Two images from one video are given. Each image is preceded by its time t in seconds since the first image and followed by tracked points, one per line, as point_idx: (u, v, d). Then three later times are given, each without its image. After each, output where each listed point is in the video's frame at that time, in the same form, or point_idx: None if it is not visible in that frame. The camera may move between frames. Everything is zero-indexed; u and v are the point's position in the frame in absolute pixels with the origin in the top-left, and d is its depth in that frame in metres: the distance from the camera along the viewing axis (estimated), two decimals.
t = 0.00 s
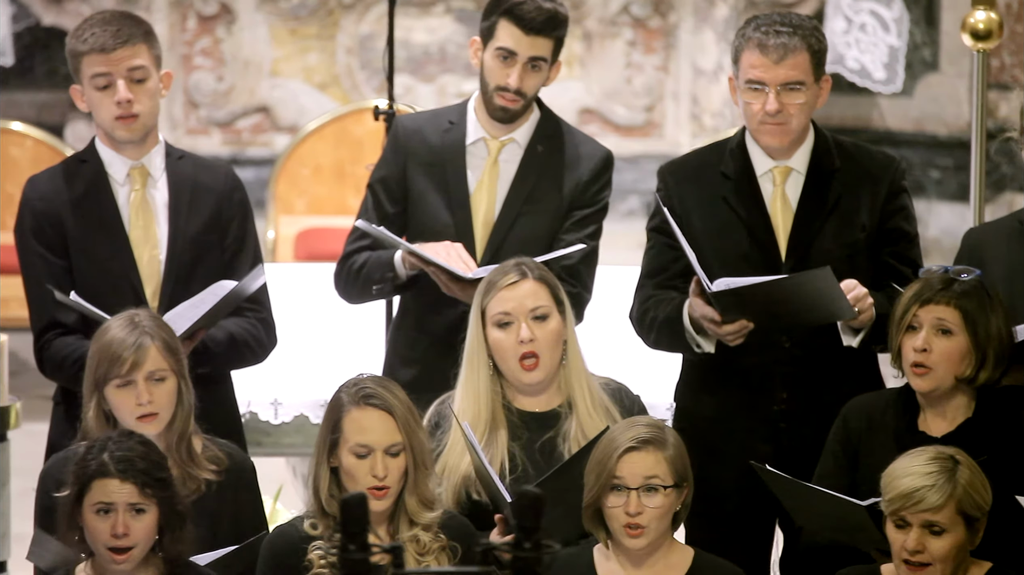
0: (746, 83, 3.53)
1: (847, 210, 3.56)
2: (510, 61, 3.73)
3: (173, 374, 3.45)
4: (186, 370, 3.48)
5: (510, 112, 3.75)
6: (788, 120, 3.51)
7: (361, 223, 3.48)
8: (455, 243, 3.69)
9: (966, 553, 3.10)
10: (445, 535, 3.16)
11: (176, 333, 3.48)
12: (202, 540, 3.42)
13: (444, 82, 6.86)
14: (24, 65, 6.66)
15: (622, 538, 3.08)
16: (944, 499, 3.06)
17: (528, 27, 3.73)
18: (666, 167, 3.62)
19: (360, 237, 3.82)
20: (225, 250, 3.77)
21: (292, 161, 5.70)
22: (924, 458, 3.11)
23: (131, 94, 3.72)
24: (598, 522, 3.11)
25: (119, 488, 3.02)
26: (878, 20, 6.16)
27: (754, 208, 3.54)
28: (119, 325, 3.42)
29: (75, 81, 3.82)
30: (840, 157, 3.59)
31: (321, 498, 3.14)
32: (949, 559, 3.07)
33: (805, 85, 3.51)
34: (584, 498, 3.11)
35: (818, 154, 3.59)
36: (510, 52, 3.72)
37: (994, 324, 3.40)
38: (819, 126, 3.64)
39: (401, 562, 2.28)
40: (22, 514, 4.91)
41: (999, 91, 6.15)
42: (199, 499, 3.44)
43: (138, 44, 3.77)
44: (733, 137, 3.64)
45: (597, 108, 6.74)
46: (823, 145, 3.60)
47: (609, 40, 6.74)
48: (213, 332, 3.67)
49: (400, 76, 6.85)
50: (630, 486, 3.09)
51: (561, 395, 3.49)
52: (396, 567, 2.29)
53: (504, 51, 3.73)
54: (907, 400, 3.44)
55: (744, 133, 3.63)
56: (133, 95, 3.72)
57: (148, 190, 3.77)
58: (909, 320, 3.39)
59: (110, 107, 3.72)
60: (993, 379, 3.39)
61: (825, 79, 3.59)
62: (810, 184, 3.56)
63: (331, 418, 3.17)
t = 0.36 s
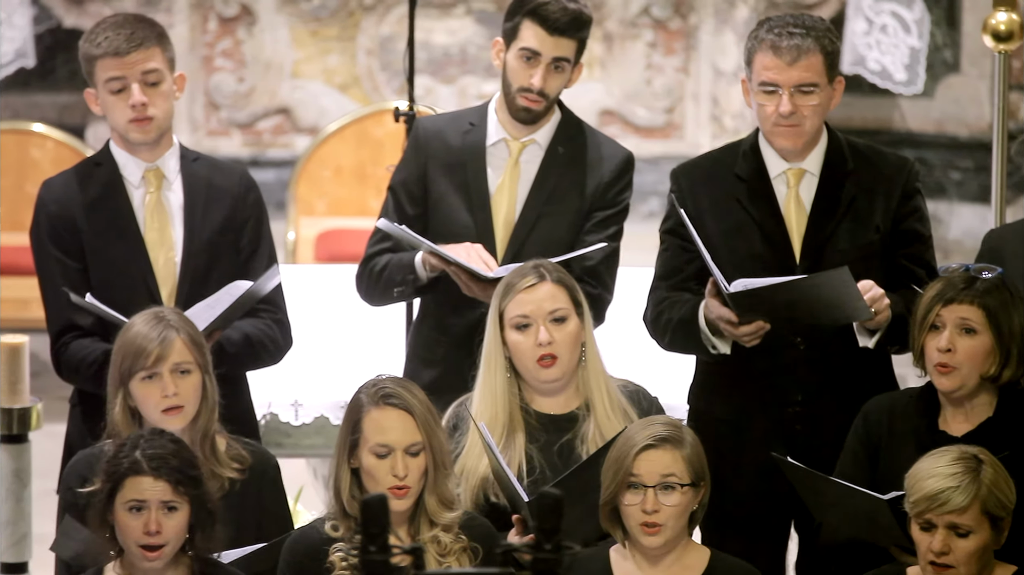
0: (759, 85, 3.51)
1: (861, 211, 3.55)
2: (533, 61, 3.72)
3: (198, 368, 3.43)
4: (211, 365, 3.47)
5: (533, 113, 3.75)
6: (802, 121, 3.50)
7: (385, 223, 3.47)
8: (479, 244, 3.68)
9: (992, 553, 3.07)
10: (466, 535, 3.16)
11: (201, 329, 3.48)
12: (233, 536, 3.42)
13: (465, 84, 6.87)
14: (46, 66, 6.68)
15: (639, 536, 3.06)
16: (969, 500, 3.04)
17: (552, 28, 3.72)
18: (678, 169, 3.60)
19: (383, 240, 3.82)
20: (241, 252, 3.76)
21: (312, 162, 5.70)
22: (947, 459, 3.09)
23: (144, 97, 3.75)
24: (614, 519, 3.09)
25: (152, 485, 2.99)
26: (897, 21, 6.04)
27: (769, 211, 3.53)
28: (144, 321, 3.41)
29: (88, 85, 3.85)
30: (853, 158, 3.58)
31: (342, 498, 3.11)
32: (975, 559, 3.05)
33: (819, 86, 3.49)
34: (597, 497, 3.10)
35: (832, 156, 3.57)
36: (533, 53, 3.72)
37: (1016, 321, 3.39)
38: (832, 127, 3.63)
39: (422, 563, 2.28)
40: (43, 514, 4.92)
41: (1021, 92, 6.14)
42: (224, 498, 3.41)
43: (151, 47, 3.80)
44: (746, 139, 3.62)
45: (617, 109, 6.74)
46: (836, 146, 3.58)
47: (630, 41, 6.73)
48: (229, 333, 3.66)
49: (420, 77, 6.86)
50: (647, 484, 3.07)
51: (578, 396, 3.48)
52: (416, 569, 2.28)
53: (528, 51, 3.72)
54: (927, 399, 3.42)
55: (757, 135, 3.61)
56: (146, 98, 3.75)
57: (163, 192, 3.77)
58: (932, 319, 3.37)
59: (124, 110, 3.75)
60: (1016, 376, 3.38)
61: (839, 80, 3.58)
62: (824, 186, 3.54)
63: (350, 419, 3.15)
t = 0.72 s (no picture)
0: (776, 85, 3.50)
1: (879, 211, 3.53)
2: (554, 59, 3.72)
3: (230, 368, 3.41)
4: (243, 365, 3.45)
5: (552, 113, 3.74)
6: (818, 121, 3.49)
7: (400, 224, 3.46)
8: (496, 245, 3.68)
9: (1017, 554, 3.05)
10: (488, 535, 3.15)
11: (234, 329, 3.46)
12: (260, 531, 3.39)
13: (487, 83, 6.86)
14: (68, 66, 6.70)
15: (664, 539, 3.06)
16: (994, 499, 3.02)
17: (572, 26, 3.72)
18: (694, 169, 3.58)
19: (400, 240, 3.82)
20: (259, 251, 3.77)
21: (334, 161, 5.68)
22: (972, 458, 3.07)
23: (161, 97, 3.74)
24: (639, 522, 3.09)
25: (183, 485, 2.97)
26: (922, 21, 6.19)
27: (787, 210, 3.51)
28: (177, 319, 3.38)
29: (105, 85, 3.86)
30: (869, 157, 3.57)
31: (364, 497, 3.11)
32: (1001, 559, 3.03)
33: (835, 86, 3.48)
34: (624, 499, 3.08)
35: (848, 156, 3.56)
36: (553, 51, 3.71)
37: None
38: (848, 127, 3.62)
39: (444, 563, 2.27)
40: (66, 513, 4.92)
41: None
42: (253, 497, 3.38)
43: (167, 47, 3.79)
44: (763, 139, 3.61)
45: (639, 109, 6.72)
46: (852, 145, 3.57)
47: (651, 41, 6.71)
48: (249, 333, 3.65)
49: (442, 76, 6.85)
50: (673, 488, 3.06)
51: (597, 396, 3.47)
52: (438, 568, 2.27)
53: (548, 48, 3.72)
54: (949, 400, 3.40)
55: (773, 135, 3.60)
56: (164, 98, 3.75)
57: (181, 192, 3.78)
58: (955, 319, 3.37)
59: (142, 110, 3.74)
60: None
61: (855, 79, 3.55)
62: (841, 186, 3.53)
63: (372, 418, 3.15)
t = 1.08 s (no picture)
0: (798, 85, 3.49)
1: (900, 211, 3.51)
2: (579, 55, 3.70)
3: (259, 371, 3.39)
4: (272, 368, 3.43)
5: (573, 114, 3.73)
6: (841, 121, 3.47)
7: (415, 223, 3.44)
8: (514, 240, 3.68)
9: None
10: (514, 535, 3.14)
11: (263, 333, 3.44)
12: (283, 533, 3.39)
13: (512, 83, 6.86)
14: (95, 66, 6.73)
15: (700, 538, 3.06)
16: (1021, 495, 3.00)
17: (598, 23, 3.71)
18: (715, 168, 3.60)
19: (419, 236, 3.82)
20: (281, 251, 3.78)
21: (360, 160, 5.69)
22: (998, 457, 3.07)
23: (185, 97, 3.75)
24: (675, 521, 3.09)
25: (211, 486, 2.96)
26: (949, 20, 6.21)
27: (808, 211, 3.50)
28: (206, 322, 3.37)
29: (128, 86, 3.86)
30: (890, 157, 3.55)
31: (390, 495, 3.12)
32: None
33: (857, 86, 3.47)
34: (661, 497, 3.09)
35: (870, 158, 3.55)
36: (579, 47, 3.70)
37: None
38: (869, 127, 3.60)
39: (469, 563, 2.28)
40: (93, 510, 4.96)
41: None
42: (281, 496, 3.39)
43: (191, 47, 3.80)
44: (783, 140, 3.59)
45: (664, 109, 6.71)
46: (873, 147, 3.55)
47: (677, 40, 6.69)
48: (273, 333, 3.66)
49: (468, 76, 6.85)
50: (710, 487, 3.06)
51: (620, 395, 3.47)
52: (463, 568, 2.28)
53: (573, 46, 3.71)
54: (971, 398, 3.40)
55: (794, 135, 3.59)
56: (187, 98, 3.75)
57: (204, 192, 3.79)
58: (979, 321, 3.34)
59: (165, 110, 3.75)
60: None
61: (876, 79, 3.55)
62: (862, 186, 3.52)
63: (397, 418, 3.14)
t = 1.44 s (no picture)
0: (821, 82, 3.57)
1: (925, 207, 3.58)
2: (617, 63, 3.70)
3: (279, 366, 3.39)
4: (294, 363, 3.43)
5: (607, 123, 3.74)
6: (864, 120, 3.55)
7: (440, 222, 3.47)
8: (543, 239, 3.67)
9: None
10: (544, 533, 3.14)
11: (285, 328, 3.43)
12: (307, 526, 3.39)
13: (542, 82, 6.87)
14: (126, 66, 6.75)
15: (743, 539, 3.08)
16: None
17: (638, 33, 3.69)
18: (738, 165, 3.65)
19: (447, 231, 3.81)
20: (309, 250, 3.79)
21: (389, 159, 5.68)
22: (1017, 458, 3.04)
23: (212, 99, 3.76)
24: (719, 520, 3.11)
25: (239, 489, 2.96)
26: (980, 19, 6.23)
27: (830, 205, 3.58)
28: (227, 318, 3.37)
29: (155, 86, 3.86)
30: (915, 155, 3.62)
31: (419, 495, 3.11)
32: None
33: (881, 83, 3.54)
34: (705, 496, 3.10)
35: (893, 155, 3.62)
36: (616, 55, 3.70)
37: None
38: (892, 125, 3.67)
39: (500, 560, 2.28)
40: (122, 508, 4.98)
41: None
42: (306, 494, 3.39)
43: (218, 48, 3.80)
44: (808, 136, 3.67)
45: (694, 108, 6.70)
46: (897, 145, 3.63)
47: (706, 39, 6.69)
48: (301, 332, 3.66)
49: (497, 75, 6.87)
50: (754, 489, 3.08)
51: (647, 394, 3.46)
52: (494, 566, 2.28)
53: (611, 53, 3.70)
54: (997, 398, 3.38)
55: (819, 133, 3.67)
56: (214, 100, 3.77)
57: (231, 192, 3.80)
58: (1007, 324, 3.32)
59: (193, 111, 3.76)
60: None
61: (901, 77, 3.62)
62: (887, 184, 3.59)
63: (425, 417, 3.14)
